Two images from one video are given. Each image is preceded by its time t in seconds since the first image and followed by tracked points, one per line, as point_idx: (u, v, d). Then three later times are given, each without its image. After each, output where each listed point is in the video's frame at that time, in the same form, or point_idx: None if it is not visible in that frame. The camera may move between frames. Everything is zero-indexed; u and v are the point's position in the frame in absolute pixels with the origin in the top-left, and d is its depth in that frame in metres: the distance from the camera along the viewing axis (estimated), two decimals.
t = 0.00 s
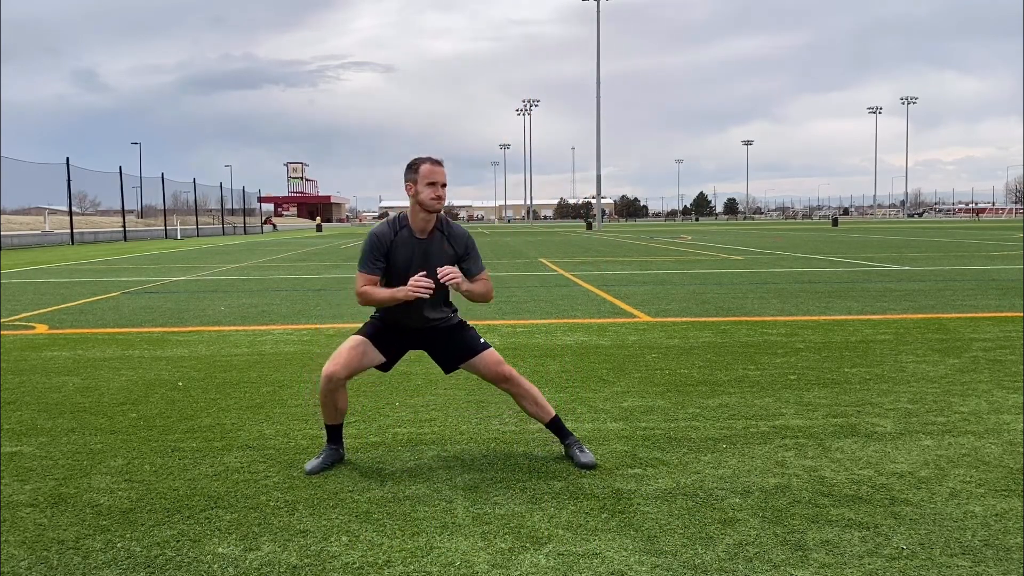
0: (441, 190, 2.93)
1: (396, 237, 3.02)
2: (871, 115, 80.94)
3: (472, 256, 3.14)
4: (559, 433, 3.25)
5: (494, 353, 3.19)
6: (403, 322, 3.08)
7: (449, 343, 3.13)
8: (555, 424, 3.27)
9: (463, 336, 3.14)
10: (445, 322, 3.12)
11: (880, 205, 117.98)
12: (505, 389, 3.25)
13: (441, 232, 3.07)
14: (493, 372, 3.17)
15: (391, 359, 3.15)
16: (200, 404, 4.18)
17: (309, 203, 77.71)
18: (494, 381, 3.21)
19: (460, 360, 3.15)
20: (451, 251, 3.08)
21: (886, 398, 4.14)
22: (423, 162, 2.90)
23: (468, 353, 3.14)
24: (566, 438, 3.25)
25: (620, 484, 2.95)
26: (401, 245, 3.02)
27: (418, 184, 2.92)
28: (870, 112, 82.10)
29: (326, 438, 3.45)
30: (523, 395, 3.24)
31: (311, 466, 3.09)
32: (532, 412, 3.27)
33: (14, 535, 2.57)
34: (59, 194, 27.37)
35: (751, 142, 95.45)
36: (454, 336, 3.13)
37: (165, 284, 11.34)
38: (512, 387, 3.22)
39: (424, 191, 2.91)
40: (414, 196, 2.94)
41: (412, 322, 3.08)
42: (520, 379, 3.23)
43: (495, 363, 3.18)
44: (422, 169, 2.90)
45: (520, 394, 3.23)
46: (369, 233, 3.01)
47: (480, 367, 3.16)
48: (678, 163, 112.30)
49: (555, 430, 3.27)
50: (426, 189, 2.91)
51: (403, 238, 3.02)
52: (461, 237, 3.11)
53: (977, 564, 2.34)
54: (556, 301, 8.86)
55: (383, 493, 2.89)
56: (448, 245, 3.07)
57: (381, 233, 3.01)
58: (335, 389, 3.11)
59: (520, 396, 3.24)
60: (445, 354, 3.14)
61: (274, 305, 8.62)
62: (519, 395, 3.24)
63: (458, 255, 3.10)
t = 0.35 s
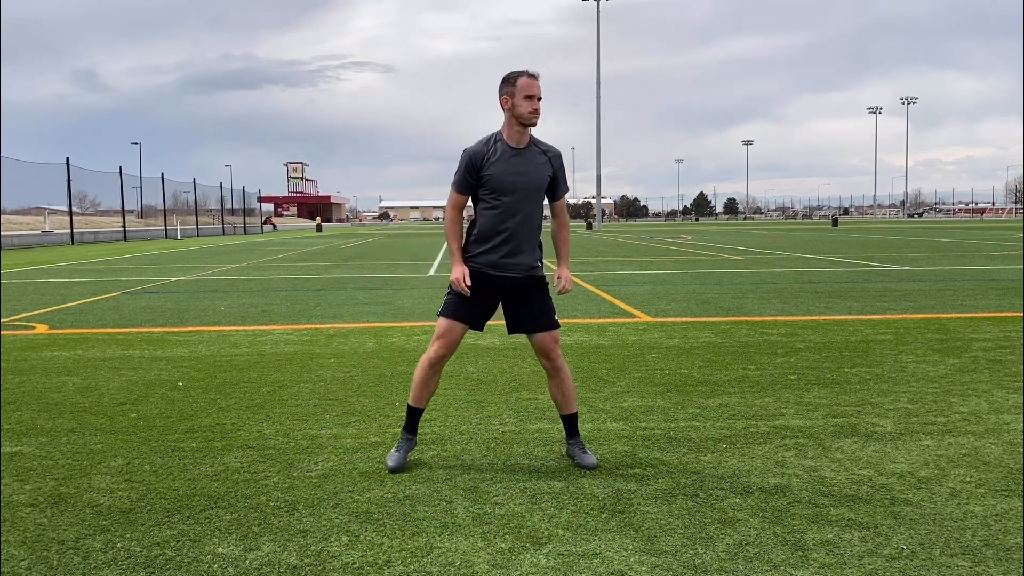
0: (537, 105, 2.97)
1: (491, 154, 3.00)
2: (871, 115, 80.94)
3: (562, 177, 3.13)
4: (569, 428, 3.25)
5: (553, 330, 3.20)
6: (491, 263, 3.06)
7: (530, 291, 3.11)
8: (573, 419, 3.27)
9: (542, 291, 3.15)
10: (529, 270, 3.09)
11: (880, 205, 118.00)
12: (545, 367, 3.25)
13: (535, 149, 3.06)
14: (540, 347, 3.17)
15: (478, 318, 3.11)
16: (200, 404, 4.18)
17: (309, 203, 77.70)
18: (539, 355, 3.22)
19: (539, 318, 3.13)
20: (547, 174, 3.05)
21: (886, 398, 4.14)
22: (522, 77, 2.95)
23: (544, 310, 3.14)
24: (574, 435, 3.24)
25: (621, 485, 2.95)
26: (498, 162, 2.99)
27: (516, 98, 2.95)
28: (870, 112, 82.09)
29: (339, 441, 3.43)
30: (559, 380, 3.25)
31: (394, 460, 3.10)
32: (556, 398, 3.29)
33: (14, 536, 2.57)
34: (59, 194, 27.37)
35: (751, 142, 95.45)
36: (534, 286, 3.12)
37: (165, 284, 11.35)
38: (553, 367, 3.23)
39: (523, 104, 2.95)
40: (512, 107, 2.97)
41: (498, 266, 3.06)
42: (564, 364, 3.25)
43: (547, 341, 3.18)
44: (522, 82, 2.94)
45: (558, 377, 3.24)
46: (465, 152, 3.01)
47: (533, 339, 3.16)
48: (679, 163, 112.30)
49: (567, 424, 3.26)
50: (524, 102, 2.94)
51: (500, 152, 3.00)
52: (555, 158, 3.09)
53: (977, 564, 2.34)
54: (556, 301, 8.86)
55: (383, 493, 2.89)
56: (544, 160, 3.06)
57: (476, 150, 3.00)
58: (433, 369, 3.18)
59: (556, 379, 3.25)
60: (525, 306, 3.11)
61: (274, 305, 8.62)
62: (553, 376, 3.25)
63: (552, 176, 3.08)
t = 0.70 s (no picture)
0: (566, 96, 3.00)
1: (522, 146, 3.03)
2: (871, 115, 80.96)
3: (592, 167, 3.14)
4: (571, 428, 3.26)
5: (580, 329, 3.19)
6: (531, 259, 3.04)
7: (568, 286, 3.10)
8: (576, 420, 3.26)
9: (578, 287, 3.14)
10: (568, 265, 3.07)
11: (880, 205, 118.01)
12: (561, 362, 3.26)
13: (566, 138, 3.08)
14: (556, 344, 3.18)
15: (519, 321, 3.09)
16: (200, 404, 4.18)
17: (309, 203, 77.69)
18: (556, 352, 3.22)
19: (576, 314, 3.13)
20: (578, 163, 3.07)
21: (886, 398, 4.14)
22: (551, 67, 2.98)
23: (577, 305, 3.14)
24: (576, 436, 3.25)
25: (621, 485, 2.95)
26: (528, 154, 3.01)
27: (545, 89, 2.98)
28: (870, 112, 82.12)
29: (358, 442, 3.42)
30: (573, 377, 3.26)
31: (541, 461, 3.11)
32: (565, 396, 3.29)
33: (14, 536, 2.57)
34: (59, 194, 27.36)
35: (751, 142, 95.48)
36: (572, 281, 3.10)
37: (165, 284, 11.35)
38: (570, 364, 3.24)
39: (551, 95, 2.98)
40: (540, 98, 2.99)
41: (537, 262, 3.03)
42: (581, 361, 3.25)
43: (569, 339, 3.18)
44: (550, 73, 2.98)
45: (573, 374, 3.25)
46: (495, 146, 3.04)
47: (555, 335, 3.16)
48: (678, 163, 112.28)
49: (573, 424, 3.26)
50: (552, 93, 2.97)
51: (528, 143, 3.03)
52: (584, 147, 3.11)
53: (977, 564, 2.34)
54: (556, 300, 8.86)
55: (383, 493, 2.89)
56: (573, 149, 3.08)
57: (506, 144, 3.04)
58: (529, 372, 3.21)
59: (571, 376, 3.26)
60: (561, 302, 3.11)
61: (274, 305, 8.62)
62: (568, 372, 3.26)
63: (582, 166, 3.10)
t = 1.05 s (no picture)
0: (563, 96, 2.97)
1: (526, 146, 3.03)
2: (871, 115, 80.98)
3: (598, 168, 3.14)
4: (574, 429, 3.26)
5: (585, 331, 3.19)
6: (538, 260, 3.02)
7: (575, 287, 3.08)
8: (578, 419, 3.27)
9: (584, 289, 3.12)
10: (575, 266, 3.06)
11: (880, 205, 118.02)
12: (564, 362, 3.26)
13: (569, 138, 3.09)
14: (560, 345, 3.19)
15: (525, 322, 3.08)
16: (200, 404, 4.18)
17: (309, 203, 77.68)
18: (561, 351, 3.23)
19: (581, 316, 3.13)
20: (581, 164, 3.07)
21: (886, 398, 4.15)
22: (547, 68, 2.97)
23: (583, 306, 3.14)
24: (579, 437, 3.25)
25: (621, 484, 2.95)
26: (533, 155, 3.02)
27: (541, 91, 2.98)
28: (870, 112, 82.14)
29: (373, 438, 3.41)
30: (577, 378, 3.26)
31: (541, 462, 3.11)
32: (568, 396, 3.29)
33: (14, 536, 2.57)
34: (59, 194, 27.36)
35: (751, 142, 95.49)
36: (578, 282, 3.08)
37: (165, 284, 11.36)
38: (573, 364, 3.24)
39: (546, 97, 2.97)
40: (538, 100, 3.00)
41: (544, 263, 3.01)
42: (584, 361, 3.26)
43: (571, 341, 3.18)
44: (545, 74, 2.96)
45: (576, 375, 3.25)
46: (500, 148, 3.04)
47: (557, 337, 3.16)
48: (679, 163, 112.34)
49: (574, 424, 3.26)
50: (547, 94, 2.96)
51: (533, 143, 3.04)
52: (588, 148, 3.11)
53: (977, 564, 2.34)
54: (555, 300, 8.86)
55: (383, 493, 2.89)
56: (577, 150, 3.08)
57: (511, 144, 3.04)
58: (532, 371, 3.23)
59: (573, 375, 3.26)
60: (567, 305, 3.10)
61: (274, 305, 8.63)
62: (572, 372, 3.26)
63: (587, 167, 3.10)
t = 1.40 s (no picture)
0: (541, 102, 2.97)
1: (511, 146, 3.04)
2: (871, 115, 80.99)
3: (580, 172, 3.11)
4: (572, 428, 3.25)
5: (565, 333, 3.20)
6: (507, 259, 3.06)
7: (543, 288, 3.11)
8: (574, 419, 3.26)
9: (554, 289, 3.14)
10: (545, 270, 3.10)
11: (880, 205, 118.02)
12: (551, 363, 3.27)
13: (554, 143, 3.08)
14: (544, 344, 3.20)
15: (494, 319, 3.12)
16: (200, 404, 4.18)
17: (309, 203, 77.69)
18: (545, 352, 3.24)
19: (553, 316, 3.13)
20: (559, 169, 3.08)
21: (886, 398, 4.15)
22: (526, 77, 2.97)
23: (560, 308, 3.16)
24: (577, 436, 3.25)
25: (621, 484, 2.95)
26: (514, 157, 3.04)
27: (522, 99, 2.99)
28: (870, 113, 82.14)
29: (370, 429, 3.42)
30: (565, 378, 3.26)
31: (436, 458, 3.13)
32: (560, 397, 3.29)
33: (14, 536, 2.57)
34: (59, 194, 27.36)
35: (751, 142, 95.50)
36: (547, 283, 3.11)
37: (165, 284, 11.36)
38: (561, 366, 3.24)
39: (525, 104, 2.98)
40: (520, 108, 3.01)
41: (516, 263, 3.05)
42: (571, 363, 3.26)
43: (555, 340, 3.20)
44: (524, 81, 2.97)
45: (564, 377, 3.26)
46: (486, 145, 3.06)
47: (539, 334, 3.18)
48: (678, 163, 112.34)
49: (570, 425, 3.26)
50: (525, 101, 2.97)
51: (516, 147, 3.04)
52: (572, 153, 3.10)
53: (977, 564, 2.34)
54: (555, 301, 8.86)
55: (383, 493, 2.89)
56: (558, 156, 3.09)
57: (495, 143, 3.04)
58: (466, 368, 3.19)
59: (562, 377, 3.26)
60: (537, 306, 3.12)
61: (275, 305, 8.63)
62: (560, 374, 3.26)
63: (567, 172, 3.09)
